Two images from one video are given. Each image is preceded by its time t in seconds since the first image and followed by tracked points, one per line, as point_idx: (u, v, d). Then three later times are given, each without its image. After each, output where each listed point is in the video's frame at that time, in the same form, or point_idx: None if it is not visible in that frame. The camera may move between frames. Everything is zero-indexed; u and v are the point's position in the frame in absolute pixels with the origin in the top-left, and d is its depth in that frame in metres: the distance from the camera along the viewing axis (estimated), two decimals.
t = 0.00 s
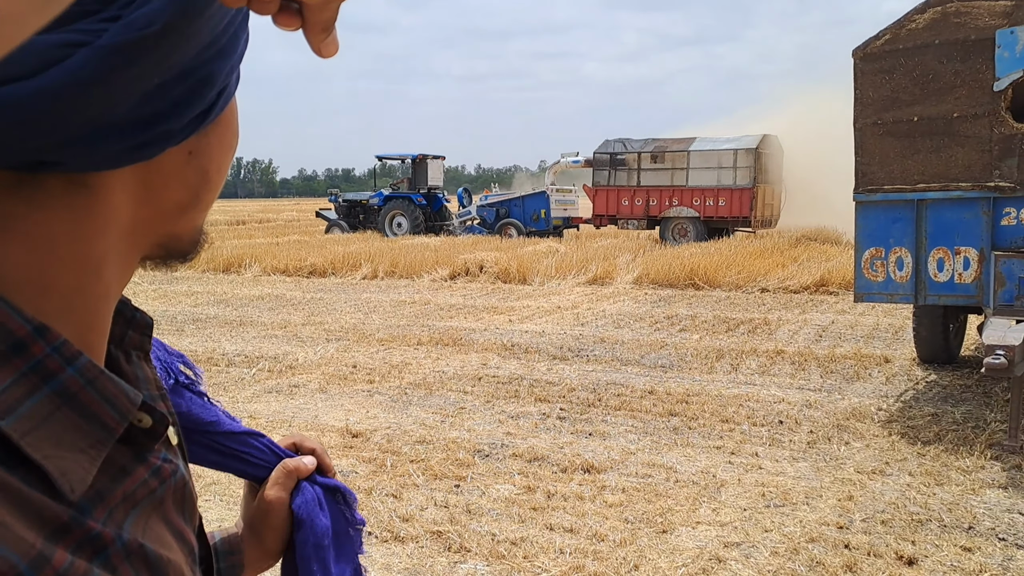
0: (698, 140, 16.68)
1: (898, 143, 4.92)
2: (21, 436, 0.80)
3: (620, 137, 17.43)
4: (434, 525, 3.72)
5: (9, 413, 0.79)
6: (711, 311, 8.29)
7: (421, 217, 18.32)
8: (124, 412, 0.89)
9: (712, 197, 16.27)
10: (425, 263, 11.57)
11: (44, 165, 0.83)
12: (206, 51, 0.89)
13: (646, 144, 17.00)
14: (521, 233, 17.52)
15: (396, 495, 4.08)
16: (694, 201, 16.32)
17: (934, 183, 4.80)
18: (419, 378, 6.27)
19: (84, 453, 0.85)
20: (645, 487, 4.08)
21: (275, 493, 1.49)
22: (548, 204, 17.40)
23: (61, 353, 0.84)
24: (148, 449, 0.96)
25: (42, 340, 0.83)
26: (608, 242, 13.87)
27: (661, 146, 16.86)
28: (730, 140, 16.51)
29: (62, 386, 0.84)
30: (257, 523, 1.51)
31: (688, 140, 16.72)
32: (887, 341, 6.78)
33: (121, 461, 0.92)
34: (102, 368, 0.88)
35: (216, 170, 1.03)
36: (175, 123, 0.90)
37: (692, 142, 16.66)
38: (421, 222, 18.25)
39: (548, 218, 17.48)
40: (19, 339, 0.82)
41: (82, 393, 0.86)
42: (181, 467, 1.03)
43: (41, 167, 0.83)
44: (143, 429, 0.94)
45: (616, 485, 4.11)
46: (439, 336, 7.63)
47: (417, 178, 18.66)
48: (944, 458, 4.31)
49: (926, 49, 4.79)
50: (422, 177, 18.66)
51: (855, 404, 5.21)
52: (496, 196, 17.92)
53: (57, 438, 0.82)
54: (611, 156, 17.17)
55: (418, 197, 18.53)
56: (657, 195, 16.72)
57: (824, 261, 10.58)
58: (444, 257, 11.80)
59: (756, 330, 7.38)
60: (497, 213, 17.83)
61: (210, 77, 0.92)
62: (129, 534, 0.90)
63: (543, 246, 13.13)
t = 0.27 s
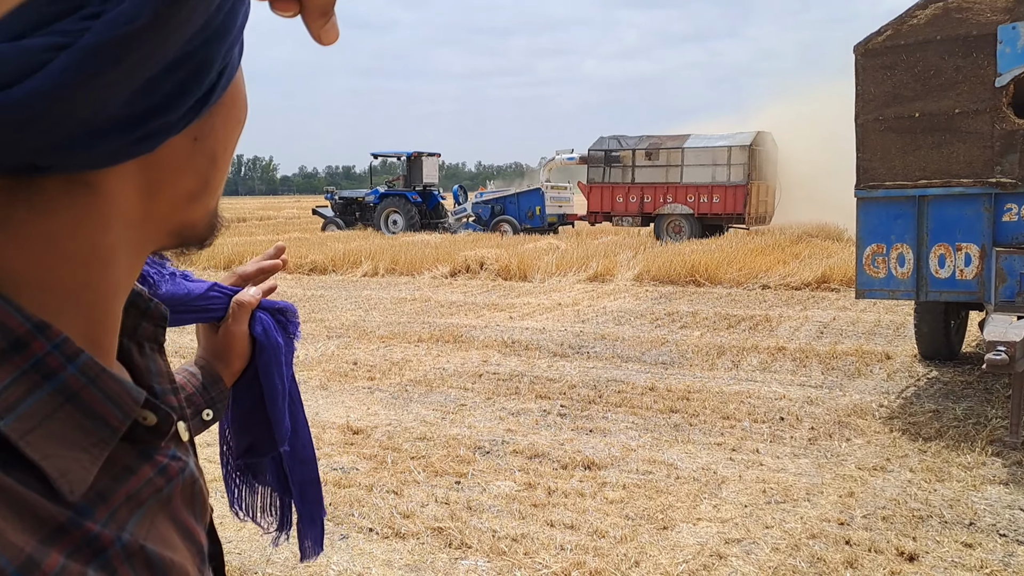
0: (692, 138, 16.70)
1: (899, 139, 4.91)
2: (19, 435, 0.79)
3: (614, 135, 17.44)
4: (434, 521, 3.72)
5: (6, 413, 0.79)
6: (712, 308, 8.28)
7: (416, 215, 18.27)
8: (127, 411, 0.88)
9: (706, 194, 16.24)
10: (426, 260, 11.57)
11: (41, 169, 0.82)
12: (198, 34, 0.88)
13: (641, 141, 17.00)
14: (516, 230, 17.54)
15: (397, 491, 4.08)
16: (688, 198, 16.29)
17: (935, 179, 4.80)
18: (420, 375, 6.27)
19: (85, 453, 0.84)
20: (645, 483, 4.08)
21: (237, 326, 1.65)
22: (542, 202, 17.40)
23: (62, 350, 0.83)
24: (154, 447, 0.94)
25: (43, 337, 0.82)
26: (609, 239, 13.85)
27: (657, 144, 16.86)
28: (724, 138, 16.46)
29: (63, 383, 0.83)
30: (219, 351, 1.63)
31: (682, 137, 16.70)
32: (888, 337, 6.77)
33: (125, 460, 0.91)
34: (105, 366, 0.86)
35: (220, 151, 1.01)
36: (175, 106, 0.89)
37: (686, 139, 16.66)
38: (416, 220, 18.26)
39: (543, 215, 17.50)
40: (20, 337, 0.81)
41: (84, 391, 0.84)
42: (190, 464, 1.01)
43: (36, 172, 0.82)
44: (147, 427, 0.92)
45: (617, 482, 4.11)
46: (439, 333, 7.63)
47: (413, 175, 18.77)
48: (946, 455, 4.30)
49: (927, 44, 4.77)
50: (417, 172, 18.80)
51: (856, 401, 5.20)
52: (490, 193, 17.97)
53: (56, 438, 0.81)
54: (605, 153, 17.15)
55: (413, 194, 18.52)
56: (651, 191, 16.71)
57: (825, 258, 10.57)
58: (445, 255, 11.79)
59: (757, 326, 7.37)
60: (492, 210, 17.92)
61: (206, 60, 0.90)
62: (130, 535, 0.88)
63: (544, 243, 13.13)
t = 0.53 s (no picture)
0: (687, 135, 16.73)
1: (901, 135, 4.90)
2: None
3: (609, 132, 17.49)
4: (436, 518, 3.71)
5: None
6: (714, 305, 8.27)
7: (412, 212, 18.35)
8: (92, 426, 0.93)
9: (700, 190, 16.14)
10: (427, 258, 11.56)
11: None
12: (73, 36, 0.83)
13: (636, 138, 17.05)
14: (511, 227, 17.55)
15: (398, 488, 4.08)
16: (683, 194, 16.29)
17: (937, 175, 4.79)
18: (421, 372, 6.27)
19: (48, 465, 0.88)
20: (647, 480, 4.08)
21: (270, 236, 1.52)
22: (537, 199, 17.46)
23: (25, 362, 0.89)
24: (133, 456, 1.00)
25: (8, 349, 0.88)
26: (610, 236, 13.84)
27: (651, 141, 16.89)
28: (717, 135, 16.46)
29: (27, 396, 0.89)
30: (252, 259, 1.55)
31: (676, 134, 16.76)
32: (890, 334, 6.77)
33: (100, 471, 0.96)
34: (70, 379, 0.92)
35: (154, 165, 0.90)
36: (30, 105, 0.83)
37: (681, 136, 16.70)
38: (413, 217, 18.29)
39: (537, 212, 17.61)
40: None
41: (48, 404, 0.90)
42: (182, 471, 1.07)
43: None
44: (124, 438, 0.98)
45: (618, 479, 4.10)
46: (440, 330, 7.62)
47: (410, 173, 18.79)
48: (947, 451, 4.30)
49: (929, 40, 4.77)
50: (414, 172, 18.79)
51: (858, 397, 5.20)
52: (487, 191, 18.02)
53: (18, 447, 0.87)
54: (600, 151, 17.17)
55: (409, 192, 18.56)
56: (646, 188, 16.69)
57: (827, 254, 10.56)
58: (446, 252, 11.78)
59: (759, 323, 7.36)
60: (488, 208, 17.96)
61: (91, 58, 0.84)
62: (99, 550, 0.91)
63: (545, 240, 13.11)
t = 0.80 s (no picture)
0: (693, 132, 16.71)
1: (913, 132, 4.86)
2: None
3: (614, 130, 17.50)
4: (445, 517, 3.71)
5: None
6: (725, 303, 8.25)
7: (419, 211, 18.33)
8: (65, 450, 0.92)
9: (706, 188, 16.15)
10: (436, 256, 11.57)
11: None
12: None
13: (641, 136, 17.02)
14: (517, 225, 17.55)
15: (407, 487, 4.08)
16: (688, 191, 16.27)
17: (949, 172, 4.75)
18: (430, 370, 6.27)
19: (16, 491, 0.88)
20: (656, 479, 4.06)
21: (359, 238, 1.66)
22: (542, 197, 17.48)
23: None
24: (115, 481, 0.99)
25: None
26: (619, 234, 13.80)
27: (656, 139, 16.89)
28: (722, 132, 16.44)
29: None
30: (341, 262, 1.67)
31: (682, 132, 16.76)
32: (902, 332, 6.72)
33: (77, 499, 0.95)
34: (39, 402, 0.92)
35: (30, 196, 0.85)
36: None
37: (687, 134, 16.69)
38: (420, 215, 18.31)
39: (542, 210, 17.64)
40: None
41: (16, 427, 0.90)
42: (172, 498, 1.05)
43: None
44: (103, 462, 0.97)
45: (628, 477, 4.09)
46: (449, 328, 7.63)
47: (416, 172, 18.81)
48: (960, 450, 4.27)
49: (941, 36, 4.74)
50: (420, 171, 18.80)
51: (869, 396, 5.16)
52: (492, 189, 18.04)
53: None
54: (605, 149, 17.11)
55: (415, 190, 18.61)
56: (651, 186, 16.64)
57: (838, 252, 10.51)
58: (455, 250, 11.79)
59: (770, 321, 7.33)
60: (493, 206, 17.96)
61: None
62: None
63: (554, 238, 13.09)
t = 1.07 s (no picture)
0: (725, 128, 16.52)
1: (955, 127, 4.78)
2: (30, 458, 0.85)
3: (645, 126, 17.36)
4: (479, 513, 3.72)
5: (22, 433, 0.85)
6: (760, 301, 8.16)
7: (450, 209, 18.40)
8: (146, 438, 0.95)
9: (738, 184, 16.02)
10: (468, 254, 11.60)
11: None
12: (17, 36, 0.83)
13: (671, 132, 16.86)
14: (546, 223, 17.52)
15: (441, 483, 4.10)
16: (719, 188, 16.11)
17: (992, 167, 4.66)
18: (463, 368, 6.30)
19: (103, 478, 0.90)
20: (692, 478, 4.04)
21: (331, 104, 1.55)
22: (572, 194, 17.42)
23: (80, 371, 0.91)
24: (195, 467, 1.02)
25: (64, 357, 0.90)
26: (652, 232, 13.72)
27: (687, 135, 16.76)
28: (755, 128, 16.33)
29: (82, 407, 0.91)
30: (326, 139, 1.57)
31: (713, 128, 16.61)
32: (943, 330, 6.59)
33: (159, 485, 0.98)
34: (123, 392, 0.94)
35: (65, 207, 0.86)
36: None
37: (719, 130, 16.54)
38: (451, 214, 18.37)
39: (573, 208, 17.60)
40: (36, 355, 0.88)
41: (102, 415, 0.92)
42: (250, 480, 1.08)
43: None
44: (184, 450, 1.01)
45: (663, 476, 4.07)
46: (482, 326, 7.65)
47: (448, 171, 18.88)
48: (1004, 450, 4.17)
49: (983, 29, 4.63)
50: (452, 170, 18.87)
51: (909, 395, 5.07)
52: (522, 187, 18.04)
53: (72, 461, 0.89)
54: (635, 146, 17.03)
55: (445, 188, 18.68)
56: (683, 182, 16.49)
57: (876, 249, 10.34)
58: (487, 249, 11.81)
59: (807, 319, 7.24)
60: (522, 203, 17.96)
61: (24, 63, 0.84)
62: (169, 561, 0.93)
63: (586, 237, 13.06)
